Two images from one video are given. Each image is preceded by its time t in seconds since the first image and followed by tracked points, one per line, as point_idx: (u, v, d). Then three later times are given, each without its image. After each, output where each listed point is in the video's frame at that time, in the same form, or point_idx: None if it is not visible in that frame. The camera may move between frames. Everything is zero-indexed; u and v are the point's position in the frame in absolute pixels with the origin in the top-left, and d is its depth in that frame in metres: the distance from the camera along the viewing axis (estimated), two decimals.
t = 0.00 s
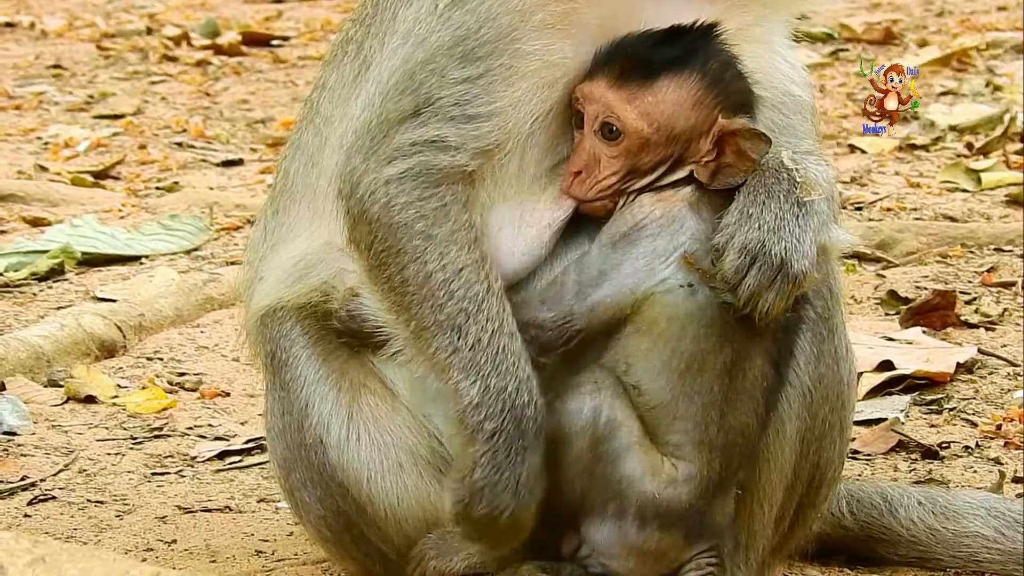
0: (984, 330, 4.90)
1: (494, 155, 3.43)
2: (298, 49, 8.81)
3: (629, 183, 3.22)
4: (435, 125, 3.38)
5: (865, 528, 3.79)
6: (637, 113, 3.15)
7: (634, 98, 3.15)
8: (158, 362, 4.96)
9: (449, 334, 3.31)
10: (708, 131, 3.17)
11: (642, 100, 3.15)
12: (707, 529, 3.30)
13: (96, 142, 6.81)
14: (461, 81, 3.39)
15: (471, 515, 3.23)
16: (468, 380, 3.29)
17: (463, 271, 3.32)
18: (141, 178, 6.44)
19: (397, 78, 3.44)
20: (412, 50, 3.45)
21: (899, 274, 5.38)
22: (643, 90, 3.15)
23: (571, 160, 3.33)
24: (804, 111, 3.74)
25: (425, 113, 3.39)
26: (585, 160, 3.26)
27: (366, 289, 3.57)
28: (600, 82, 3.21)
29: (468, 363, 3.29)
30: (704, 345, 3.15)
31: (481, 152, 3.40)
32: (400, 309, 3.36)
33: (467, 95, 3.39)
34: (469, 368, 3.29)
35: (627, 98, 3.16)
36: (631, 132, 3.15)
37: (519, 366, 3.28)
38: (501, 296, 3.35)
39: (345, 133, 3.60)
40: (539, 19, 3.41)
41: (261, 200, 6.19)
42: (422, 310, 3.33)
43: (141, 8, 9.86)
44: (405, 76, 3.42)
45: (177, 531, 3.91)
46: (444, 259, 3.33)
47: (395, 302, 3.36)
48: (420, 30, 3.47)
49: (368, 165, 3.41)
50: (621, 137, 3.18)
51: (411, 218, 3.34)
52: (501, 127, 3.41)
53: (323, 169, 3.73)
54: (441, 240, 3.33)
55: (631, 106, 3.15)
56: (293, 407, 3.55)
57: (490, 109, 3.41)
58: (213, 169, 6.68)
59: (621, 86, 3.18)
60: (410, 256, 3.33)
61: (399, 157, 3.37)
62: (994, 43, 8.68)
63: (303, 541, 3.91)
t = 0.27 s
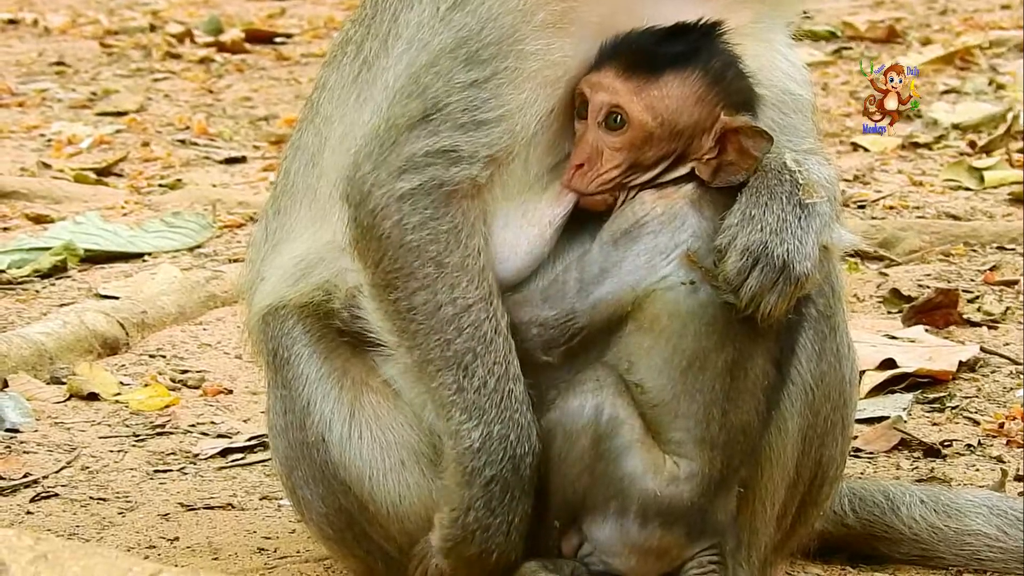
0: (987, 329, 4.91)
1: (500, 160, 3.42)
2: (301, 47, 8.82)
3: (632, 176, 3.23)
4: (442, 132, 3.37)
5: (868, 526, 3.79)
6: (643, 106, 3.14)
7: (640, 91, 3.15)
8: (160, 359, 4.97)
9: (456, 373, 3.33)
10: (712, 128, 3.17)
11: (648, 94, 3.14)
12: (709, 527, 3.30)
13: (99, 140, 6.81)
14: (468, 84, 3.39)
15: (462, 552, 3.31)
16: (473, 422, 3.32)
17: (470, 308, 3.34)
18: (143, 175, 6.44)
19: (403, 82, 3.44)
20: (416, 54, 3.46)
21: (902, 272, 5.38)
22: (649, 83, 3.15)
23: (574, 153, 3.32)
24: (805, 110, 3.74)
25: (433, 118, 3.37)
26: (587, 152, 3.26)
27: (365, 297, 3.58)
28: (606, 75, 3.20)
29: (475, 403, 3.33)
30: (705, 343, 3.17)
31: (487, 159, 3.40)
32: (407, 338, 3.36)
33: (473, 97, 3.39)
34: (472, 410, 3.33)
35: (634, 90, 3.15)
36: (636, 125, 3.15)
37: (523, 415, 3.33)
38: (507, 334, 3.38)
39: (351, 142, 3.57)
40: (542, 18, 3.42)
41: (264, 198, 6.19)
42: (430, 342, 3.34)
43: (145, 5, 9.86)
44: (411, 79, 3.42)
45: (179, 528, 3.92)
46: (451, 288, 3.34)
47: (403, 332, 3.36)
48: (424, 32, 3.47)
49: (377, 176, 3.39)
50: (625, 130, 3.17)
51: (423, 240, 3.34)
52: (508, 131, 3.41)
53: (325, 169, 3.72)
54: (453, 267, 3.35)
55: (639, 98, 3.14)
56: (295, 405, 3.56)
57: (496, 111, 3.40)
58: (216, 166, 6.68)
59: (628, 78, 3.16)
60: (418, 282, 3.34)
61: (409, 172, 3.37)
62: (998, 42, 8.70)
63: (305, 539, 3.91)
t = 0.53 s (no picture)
0: (988, 327, 4.91)
1: (504, 161, 3.43)
2: (302, 45, 8.81)
3: (635, 174, 3.23)
4: (447, 133, 3.37)
5: (868, 525, 3.79)
6: (648, 103, 3.14)
7: (645, 89, 3.14)
8: (161, 357, 4.97)
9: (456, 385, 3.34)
10: (715, 126, 3.17)
11: (654, 91, 3.14)
12: (709, 525, 3.30)
13: (100, 138, 6.81)
14: (472, 84, 3.39)
15: (462, 563, 3.33)
16: (471, 431, 3.33)
17: (473, 317, 3.35)
18: (144, 173, 6.44)
19: (407, 82, 3.44)
20: (419, 54, 3.46)
21: (902, 270, 5.38)
22: (654, 81, 3.15)
23: (577, 149, 3.32)
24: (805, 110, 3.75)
25: (438, 119, 3.37)
26: (590, 148, 3.26)
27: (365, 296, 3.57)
28: (610, 72, 3.20)
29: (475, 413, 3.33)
30: (705, 342, 3.17)
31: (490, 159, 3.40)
32: (409, 343, 3.37)
33: (478, 97, 3.39)
34: (472, 419, 3.33)
35: (640, 87, 3.15)
36: (640, 122, 3.15)
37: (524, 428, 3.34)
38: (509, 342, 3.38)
39: (356, 144, 3.57)
40: (544, 16, 3.42)
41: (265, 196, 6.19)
42: (432, 348, 3.36)
43: (146, 3, 9.86)
44: (415, 80, 3.42)
45: (180, 527, 3.91)
46: (453, 296, 3.35)
47: (404, 337, 3.38)
48: (428, 32, 3.47)
49: (382, 178, 3.39)
50: (629, 127, 3.17)
51: (427, 244, 3.35)
52: (512, 131, 3.41)
53: (326, 168, 3.72)
54: (457, 272, 3.35)
55: (644, 95, 3.14)
56: (296, 403, 3.56)
57: (502, 111, 3.40)
58: (217, 164, 6.68)
59: (633, 74, 3.16)
60: (419, 287, 3.36)
61: (415, 174, 3.36)
62: (999, 39, 8.70)
63: (305, 537, 3.91)
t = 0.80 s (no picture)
0: (987, 327, 4.90)
1: (502, 161, 3.45)
2: (302, 44, 8.81)
3: (635, 175, 3.26)
4: (445, 133, 3.38)
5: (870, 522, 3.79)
6: (648, 104, 3.17)
7: (646, 89, 3.17)
8: (160, 356, 4.99)
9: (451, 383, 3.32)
10: (714, 127, 3.20)
11: (654, 92, 3.17)
12: (710, 524, 3.36)
13: (101, 137, 6.81)
14: (469, 83, 3.40)
15: (463, 564, 3.33)
16: (469, 430, 3.29)
17: (471, 316, 3.33)
18: (143, 173, 6.46)
19: (405, 82, 3.44)
20: (417, 54, 3.46)
21: (901, 270, 5.39)
22: (654, 82, 3.17)
23: (577, 150, 3.35)
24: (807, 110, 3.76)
25: (435, 118, 3.38)
26: (591, 150, 3.29)
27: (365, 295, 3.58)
28: (609, 74, 3.23)
29: (472, 411, 3.30)
30: (705, 342, 3.23)
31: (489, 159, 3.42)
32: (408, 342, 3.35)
33: (475, 97, 3.40)
34: (469, 419, 3.30)
35: (641, 89, 3.17)
36: (640, 123, 3.18)
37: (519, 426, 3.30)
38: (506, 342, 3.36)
39: (354, 144, 3.57)
40: (541, 16, 3.44)
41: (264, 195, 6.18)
42: (430, 347, 3.33)
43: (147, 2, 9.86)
44: (413, 79, 3.43)
45: (180, 525, 3.91)
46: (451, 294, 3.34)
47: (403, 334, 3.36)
48: (426, 31, 3.47)
49: (380, 177, 3.40)
50: (630, 129, 3.20)
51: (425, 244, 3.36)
52: (509, 129, 3.43)
53: (324, 167, 3.73)
54: (454, 272, 3.35)
55: (645, 95, 3.17)
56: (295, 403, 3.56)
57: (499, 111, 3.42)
58: (216, 164, 6.69)
59: (634, 76, 3.19)
60: (419, 287, 3.35)
61: (412, 174, 3.37)
62: (999, 39, 8.70)
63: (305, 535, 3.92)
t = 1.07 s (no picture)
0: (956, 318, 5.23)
1: (494, 165, 3.81)
2: (317, 58, 9.17)
3: (620, 180, 3.52)
4: (441, 140, 3.76)
5: (837, 500, 4.30)
6: (633, 115, 3.39)
7: (630, 102, 3.40)
8: (184, 346, 5.34)
9: (446, 370, 3.67)
10: (693, 135, 3.44)
11: (636, 104, 3.39)
12: (689, 502, 3.58)
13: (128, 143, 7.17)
14: (464, 93, 3.77)
15: (458, 539, 3.62)
16: (462, 414, 3.65)
17: (465, 308, 3.69)
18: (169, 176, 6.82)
19: (405, 94, 3.83)
20: (417, 68, 3.84)
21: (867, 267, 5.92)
22: (638, 95, 3.40)
23: (567, 156, 3.59)
24: (778, 119, 4.07)
25: (433, 125, 3.77)
26: (579, 157, 3.52)
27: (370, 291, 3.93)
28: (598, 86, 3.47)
29: (466, 396, 3.65)
30: (685, 334, 3.44)
31: (482, 163, 3.79)
32: (408, 333, 3.73)
33: (469, 106, 3.77)
34: (462, 404, 3.66)
35: (626, 102, 3.40)
36: (625, 133, 3.40)
37: (509, 411, 3.65)
38: (498, 332, 3.71)
39: (360, 152, 3.95)
40: (531, 30, 3.75)
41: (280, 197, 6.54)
42: (428, 338, 3.70)
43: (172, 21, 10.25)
44: (412, 91, 3.82)
45: (200, 501, 4.23)
46: (446, 290, 3.70)
47: (403, 326, 3.74)
48: (425, 47, 3.85)
49: (383, 181, 3.79)
50: (615, 137, 3.43)
51: (422, 243, 3.72)
52: (500, 136, 3.78)
53: (334, 172, 4.11)
54: (449, 268, 3.72)
55: (631, 109, 3.39)
56: (307, 389, 3.92)
57: (492, 118, 3.78)
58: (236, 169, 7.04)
59: (619, 90, 3.43)
60: (417, 282, 3.72)
61: (411, 177, 3.76)
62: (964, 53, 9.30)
63: (315, 512, 4.25)
